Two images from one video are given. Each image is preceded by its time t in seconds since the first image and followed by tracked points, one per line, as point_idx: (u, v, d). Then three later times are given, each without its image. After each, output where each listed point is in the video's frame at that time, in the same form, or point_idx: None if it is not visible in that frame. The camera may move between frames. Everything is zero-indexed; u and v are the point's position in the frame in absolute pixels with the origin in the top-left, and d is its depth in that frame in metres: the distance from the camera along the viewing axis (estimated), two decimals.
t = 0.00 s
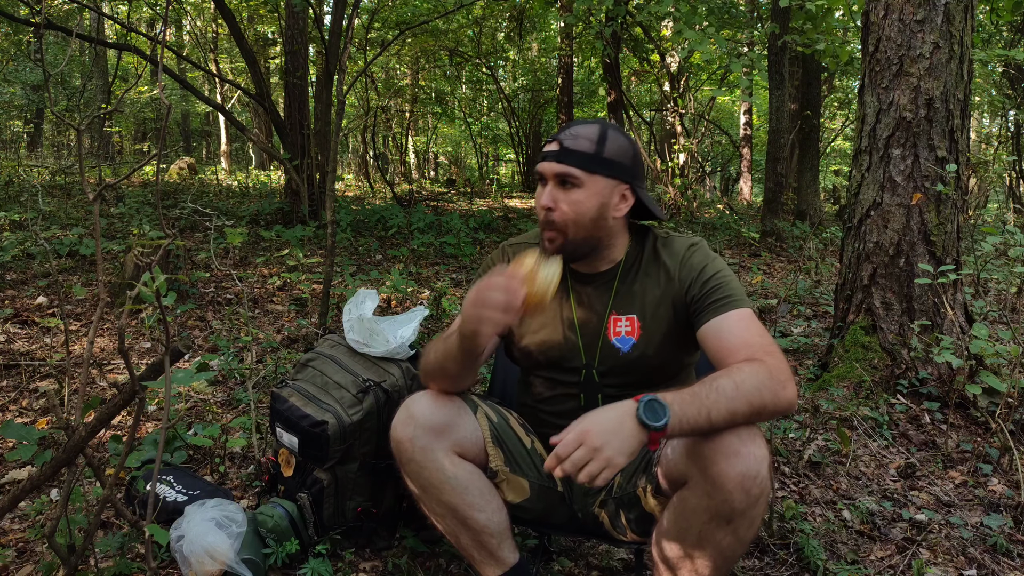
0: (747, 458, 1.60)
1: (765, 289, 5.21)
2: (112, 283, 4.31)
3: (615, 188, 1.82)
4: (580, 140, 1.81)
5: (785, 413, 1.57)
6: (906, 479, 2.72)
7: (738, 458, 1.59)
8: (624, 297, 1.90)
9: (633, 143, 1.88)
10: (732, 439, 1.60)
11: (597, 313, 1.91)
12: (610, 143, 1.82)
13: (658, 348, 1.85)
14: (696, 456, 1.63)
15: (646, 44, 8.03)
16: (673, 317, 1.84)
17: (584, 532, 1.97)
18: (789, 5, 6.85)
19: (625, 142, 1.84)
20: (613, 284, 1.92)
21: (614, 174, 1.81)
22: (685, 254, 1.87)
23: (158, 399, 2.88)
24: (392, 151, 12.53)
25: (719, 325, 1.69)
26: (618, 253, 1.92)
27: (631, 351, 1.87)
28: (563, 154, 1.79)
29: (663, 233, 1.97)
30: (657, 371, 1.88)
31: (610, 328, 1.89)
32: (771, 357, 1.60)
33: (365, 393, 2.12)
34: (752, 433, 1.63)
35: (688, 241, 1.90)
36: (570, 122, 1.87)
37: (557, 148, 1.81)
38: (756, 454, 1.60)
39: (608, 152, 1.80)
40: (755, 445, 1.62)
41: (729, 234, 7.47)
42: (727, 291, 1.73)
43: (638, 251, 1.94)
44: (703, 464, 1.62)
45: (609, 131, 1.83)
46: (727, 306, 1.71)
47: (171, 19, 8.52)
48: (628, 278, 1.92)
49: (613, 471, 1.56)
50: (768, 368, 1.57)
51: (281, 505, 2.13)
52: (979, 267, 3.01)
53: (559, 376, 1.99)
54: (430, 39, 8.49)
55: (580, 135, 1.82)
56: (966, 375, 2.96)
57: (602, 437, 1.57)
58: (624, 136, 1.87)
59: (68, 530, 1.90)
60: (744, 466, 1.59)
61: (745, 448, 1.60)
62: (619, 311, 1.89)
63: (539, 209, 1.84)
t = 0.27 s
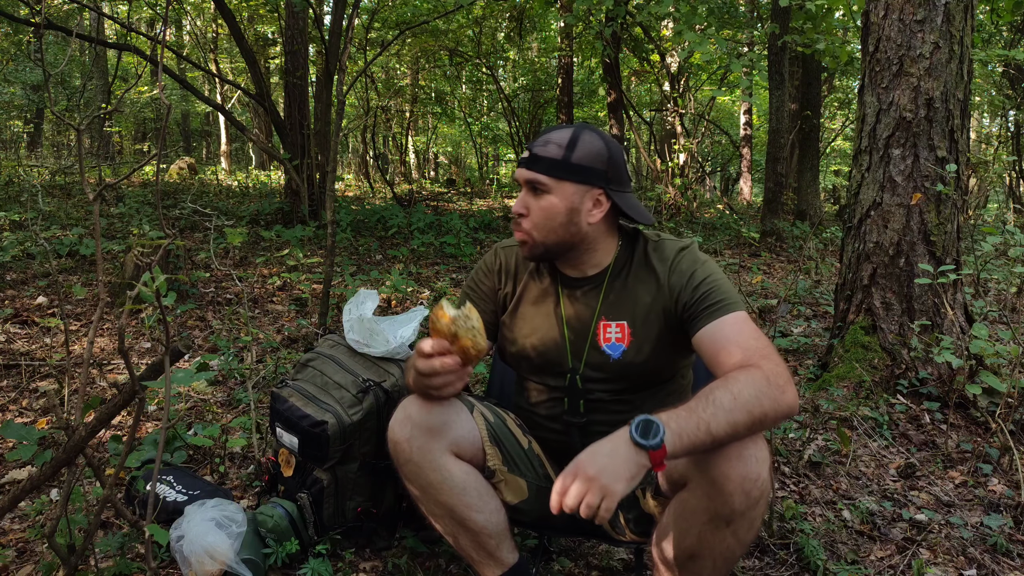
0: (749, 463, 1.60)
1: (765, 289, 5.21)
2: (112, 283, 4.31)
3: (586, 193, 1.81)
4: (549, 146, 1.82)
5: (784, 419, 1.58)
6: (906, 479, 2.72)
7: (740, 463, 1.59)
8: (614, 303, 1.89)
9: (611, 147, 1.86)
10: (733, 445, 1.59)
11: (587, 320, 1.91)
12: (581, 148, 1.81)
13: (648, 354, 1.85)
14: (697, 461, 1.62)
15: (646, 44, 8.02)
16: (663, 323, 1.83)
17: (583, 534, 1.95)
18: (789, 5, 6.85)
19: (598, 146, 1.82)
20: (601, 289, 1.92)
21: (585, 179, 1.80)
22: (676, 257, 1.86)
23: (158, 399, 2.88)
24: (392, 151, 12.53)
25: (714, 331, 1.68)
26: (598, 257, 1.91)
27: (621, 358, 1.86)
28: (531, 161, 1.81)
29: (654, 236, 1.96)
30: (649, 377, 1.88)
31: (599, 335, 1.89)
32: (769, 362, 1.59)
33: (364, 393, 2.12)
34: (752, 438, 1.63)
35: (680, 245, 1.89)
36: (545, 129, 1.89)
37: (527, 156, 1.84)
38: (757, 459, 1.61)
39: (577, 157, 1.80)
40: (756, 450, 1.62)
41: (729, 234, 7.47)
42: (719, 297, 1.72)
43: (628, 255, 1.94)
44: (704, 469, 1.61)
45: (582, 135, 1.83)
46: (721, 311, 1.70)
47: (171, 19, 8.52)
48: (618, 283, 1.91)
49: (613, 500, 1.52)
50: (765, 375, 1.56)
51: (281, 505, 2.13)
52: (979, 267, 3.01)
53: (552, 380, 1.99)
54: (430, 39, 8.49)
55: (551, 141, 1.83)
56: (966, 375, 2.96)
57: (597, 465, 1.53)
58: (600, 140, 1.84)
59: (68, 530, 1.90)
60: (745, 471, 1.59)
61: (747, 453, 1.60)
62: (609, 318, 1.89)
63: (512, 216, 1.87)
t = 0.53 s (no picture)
0: (752, 464, 1.60)
1: (765, 289, 5.21)
2: (112, 283, 4.30)
3: (572, 195, 1.81)
4: (534, 150, 1.82)
5: (787, 418, 1.59)
6: (906, 479, 2.72)
7: (743, 465, 1.59)
8: (608, 304, 1.89)
9: (597, 148, 1.86)
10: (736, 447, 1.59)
11: (581, 321, 1.91)
12: (565, 150, 1.81)
13: (642, 355, 1.85)
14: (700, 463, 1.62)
15: (646, 44, 8.02)
16: (658, 324, 1.83)
17: (584, 533, 1.96)
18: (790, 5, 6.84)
19: (583, 147, 1.83)
20: (593, 290, 1.92)
21: (571, 180, 1.80)
22: (669, 257, 1.86)
23: (158, 399, 2.88)
24: (392, 151, 12.53)
25: (710, 331, 1.68)
26: (590, 259, 1.91)
27: (616, 359, 1.86)
28: (517, 165, 1.82)
29: (647, 236, 1.96)
30: (644, 378, 1.87)
31: (593, 336, 1.89)
32: (769, 362, 1.60)
33: (364, 392, 2.12)
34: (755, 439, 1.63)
35: (673, 244, 1.89)
36: (532, 133, 1.90)
37: (513, 160, 1.85)
38: (760, 460, 1.61)
39: (561, 159, 1.80)
40: (759, 450, 1.62)
41: (729, 234, 7.46)
42: (712, 296, 1.72)
43: (621, 255, 1.93)
44: (708, 471, 1.61)
45: (566, 138, 1.83)
46: (716, 311, 1.70)
47: (171, 19, 8.52)
48: (611, 284, 1.91)
49: (621, 509, 1.51)
50: (766, 375, 1.56)
51: (281, 505, 2.13)
52: (979, 267, 3.01)
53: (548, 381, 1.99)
54: (430, 39, 8.50)
55: (536, 144, 1.84)
56: (966, 375, 2.97)
57: (603, 477, 1.52)
58: (585, 142, 1.85)
59: (68, 530, 1.90)
60: (748, 472, 1.59)
61: (750, 455, 1.60)
62: (602, 318, 1.88)
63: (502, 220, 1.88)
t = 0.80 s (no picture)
0: (750, 463, 1.60)
1: (765, 289, 5.21)
2: (112, 283, 4.30)
3: (578, 194, 1.81)
4: (541, 148, 1.82)
5: (784, 417, 1.59)
6: (906, 479, 2.72)
7: (740, 463, 1.59)
8: (609, 303, 1.89)
9: (603, 148, 1.86)
10: (734, 445, 1.59)
11: (582, 320, 1.91)
12: (573, 149, 1.81)
13: (643, 353, 1.85)
14: (699, 461, 1.62)
15: (646, 44, 8.01)
16: (658, 322, 1.83)
17: (583, 533, 1.96)
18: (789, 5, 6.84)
19: (590, 147, 1.82)
20: (595, 289, 1.92)
21: (577, 179, 1.80)
22: (670, 257, 1.86)
23: (158, 399, 2.88)
24: (392, 151, 12.52)
25: (711, 329, 1.68)
26: (594, 258, 1.91)
27: (617, 357, 1.86)
28: (524, 162, 1.81)
29: (648, 236, 1.97)
30: (644, 376, 1.87)
31: (594, 335, 1.89)
32: (769, 360, 1.60)
33: (364, 392, 2.12)
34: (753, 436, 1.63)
35: (674, 243, 1.89)
36: (537, 131, 1.89)
37: (519, 158, 1.84)
38: (758, 459, 1.61)
39: (569, 158, 1.80)
40: (757, 449, 1.62)
41: (729, 234, 7.46)
42: (713, 295, 1.72)
43: (622, 255, 1.93)
44: (706, 468, 1.61)
45: (573, 137, 1.83)
46: (716, 309, 1.70)
47: (171, 19, 8.52)
48: (612, 283, 1.91)
49: (619, 497, 1.50)
50: (764, 372, 1.56)
51: (281, 505, 2.13)
52: (979, 267, 3.01)
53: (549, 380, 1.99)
54: (430, 39, 8.50)
55: (542, 143, 1.83)
56: (966, 375, 2.97)
57: (601, 465, 1.51)
58: (591, 141, 1.85)
59: (68, 530, 1.90)
60: (746, 471, 1.59)
61: (748, 453, 1.60)
62: (604, 317, 1.89)
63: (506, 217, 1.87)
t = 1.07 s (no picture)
0: (752, 463, 1.59)
1: (765, 289, 5.21)
2: (112, 283, 4.30)
3: (585, 192, 1.82)
4: (551, 145, 1.82)
5: (787, 417, 1.59)
6: (906, 479, 2.72)
7: (742, 463, 1.59)
8: (613, 303, 1.89)
9: (611, 147, 1.87)
10: (736, 445, 1.59)
11: (585, 318, 1.91)
12: (582, 146, 1.82)
13: (646, 353, 1.85)
14: (701, 461, 1.62)
15: (646, 44, 8.01)
16: (663, 322, 1.83)
17: (583, 533, 1.95)
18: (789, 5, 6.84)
19: (598, 145, 1.83)
20: (598, 288, 1.92)
21: (585, 177, 1.81)
22: (674, 257, 1.86)
23: (158, 399, 2.88)
24: (392, 151, 12.52)
25: (715, 330, 1.68)
26: (598, 257, 1.92)
27: (620, 356, 1.86)
28: (533, 159, 1.82)
29: (653, 236, 1.97)
30: (647, 376, 1.87)
31: (597, 334, 1.88)
32: (772, 361, 1.60)
33: (365, 392, 2.12)
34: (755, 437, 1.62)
35: (678, 243, 1.90)
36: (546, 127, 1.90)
37: (528, 154, 1.84)
38: (760, 458, 1.60)
39: (578, 156, 1.81)
40: (759, 449, 1.62)
41: (729, 234, 7.46)
42: (717, 294, 1.72)
43: (627, 254, 1.94)
44: (708, 469, 1.61)
45: (583, 135, 1.83)
46: (721, 309, 1.70)
47: (171, 19, 8.51)
48: (616, 282, 1.91)
49: (625, 499, 1.51)
50: (767, 372, 1.57)
51: (281, 505, 2.12)
52: (979, 266, 3.01)
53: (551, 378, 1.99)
54: (430, 39, 8.50)
55: (552, 140, 1.83)
56: (966, 375, 2.97)
57: (605, 468, 1.51)
58: (600, 140, 1.85)
59: (68, 530, 1.90)
60: (747, 471, 1.59)
61: (750, 453, 1.60)
62: (607, 316, 1.89)
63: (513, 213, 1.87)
